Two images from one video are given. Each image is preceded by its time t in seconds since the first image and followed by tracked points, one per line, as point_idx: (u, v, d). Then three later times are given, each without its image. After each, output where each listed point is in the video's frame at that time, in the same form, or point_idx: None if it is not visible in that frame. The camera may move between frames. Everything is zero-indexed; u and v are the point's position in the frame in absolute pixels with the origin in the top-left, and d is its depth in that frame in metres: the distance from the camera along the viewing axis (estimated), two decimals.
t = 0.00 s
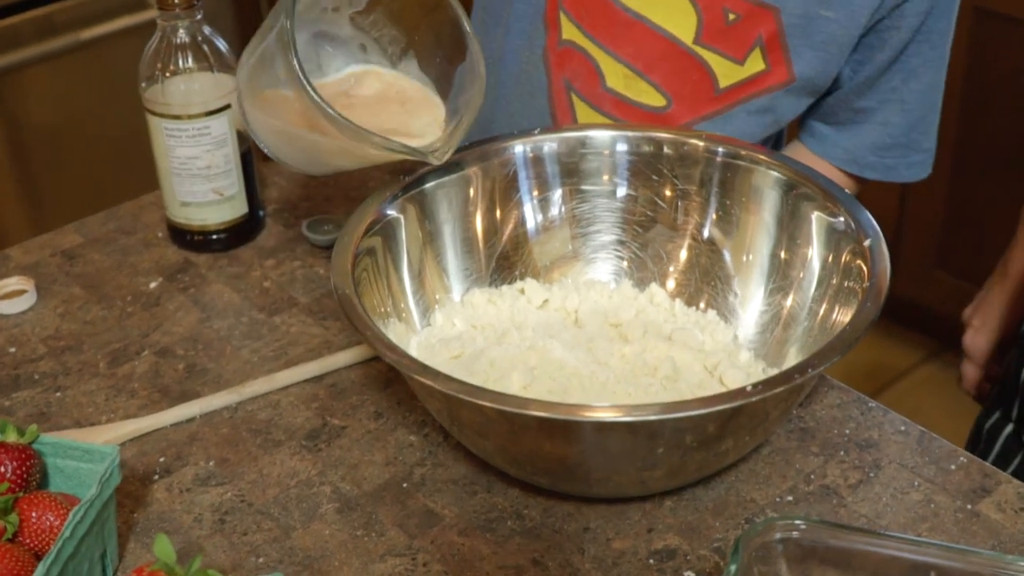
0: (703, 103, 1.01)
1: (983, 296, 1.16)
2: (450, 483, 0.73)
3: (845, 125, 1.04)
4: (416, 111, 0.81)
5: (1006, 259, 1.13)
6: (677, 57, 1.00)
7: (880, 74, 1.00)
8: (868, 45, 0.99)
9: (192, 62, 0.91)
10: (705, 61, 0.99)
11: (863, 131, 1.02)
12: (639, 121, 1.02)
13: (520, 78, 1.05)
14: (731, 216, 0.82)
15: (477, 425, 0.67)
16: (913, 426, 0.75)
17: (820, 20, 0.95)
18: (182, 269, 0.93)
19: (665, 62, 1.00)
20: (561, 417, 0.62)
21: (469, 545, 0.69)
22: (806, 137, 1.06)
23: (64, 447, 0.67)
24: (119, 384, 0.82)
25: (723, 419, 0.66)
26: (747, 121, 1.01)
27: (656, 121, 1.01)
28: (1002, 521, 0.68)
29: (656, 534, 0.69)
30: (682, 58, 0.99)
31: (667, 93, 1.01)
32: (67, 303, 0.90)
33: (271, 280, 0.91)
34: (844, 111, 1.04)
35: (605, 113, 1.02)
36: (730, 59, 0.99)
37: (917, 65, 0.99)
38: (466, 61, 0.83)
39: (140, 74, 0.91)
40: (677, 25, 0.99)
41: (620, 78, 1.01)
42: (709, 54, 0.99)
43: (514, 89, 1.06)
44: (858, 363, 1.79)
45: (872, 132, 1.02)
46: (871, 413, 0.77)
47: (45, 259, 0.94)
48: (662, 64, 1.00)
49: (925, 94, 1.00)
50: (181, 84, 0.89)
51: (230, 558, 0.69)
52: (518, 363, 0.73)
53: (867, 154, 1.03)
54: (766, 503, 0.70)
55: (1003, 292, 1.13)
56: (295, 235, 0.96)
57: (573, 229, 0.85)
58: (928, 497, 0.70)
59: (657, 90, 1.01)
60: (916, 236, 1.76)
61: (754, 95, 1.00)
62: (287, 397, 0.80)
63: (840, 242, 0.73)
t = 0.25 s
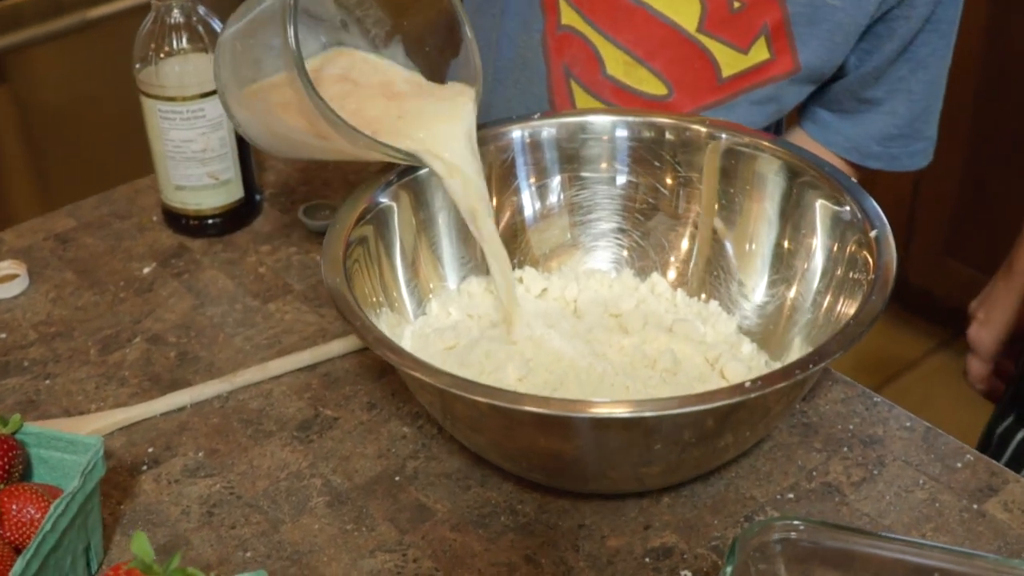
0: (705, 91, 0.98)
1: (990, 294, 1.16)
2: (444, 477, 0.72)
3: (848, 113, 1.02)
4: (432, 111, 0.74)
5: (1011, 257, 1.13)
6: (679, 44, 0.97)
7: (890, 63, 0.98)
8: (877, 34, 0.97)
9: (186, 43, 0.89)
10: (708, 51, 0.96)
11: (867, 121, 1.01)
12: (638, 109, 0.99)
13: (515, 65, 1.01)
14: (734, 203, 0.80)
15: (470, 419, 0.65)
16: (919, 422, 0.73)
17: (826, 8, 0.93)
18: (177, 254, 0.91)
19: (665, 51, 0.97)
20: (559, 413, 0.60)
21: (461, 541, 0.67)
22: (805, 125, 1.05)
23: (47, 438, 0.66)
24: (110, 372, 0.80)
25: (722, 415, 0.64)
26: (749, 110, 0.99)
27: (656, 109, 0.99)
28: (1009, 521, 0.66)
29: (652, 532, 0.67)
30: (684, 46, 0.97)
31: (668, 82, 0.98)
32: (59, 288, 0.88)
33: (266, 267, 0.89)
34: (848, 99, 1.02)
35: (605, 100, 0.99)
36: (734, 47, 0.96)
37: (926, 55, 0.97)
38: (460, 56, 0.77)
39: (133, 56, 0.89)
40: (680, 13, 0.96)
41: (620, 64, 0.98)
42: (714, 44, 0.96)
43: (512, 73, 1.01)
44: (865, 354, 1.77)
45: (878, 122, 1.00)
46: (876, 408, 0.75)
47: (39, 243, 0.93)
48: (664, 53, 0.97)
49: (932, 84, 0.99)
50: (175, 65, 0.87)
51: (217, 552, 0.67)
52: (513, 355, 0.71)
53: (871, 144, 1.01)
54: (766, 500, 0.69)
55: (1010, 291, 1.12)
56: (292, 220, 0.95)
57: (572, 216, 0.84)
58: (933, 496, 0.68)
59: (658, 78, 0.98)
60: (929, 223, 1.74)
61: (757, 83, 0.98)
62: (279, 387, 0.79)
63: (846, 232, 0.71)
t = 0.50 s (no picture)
0: (706, 74, 0.96)
1: (990, 287, 1.10)
2: (435, 472, 0.70)
3: (845, 99, 1.01)
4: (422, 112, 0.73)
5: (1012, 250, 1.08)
6: (678, 26, 0.94)
7: (891, 53, 0.97)
8: (878, 20, 0.95)
9: (180, 26, 0.87)
10: (707, 34, 0.94)
11: (867, 110, 1.00)
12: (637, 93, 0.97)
13: (511, 50, 0.98)
14: (733, 195, 0.78)
15: (460, 414, 0.64)
16: (921, 420, 0.72)
17: None
18: (170, 241, 0.90)
19: (665, 33, 0.94)
20: (552, 411, 0.58)
21: (451, 538, 0.66)
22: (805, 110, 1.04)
23: (30, 429, 0.64)
24: (99, 361, 0.79)
25: (718, 411, 0.62)
26: (749, 93, 0.97)
27: (656, 93, 0.97)
28: (1013, 523, 0.65)
29: (646, 530, 0.66)
30: (684, 28, 0.94)
31: (667, 64, 0.95)
32: (50, 275, 0.87)
33: (260, 254, 0.88)
34: (847, 88, 1.00)
35: (603, 84, 0.96)
36: (735, 30, 0.94)
37: (927, 43, 0.96)
38: (453, 47, 0.74)
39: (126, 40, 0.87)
40: None
41: (619, 46, 0.95)
42: (714, 26, 0.94)
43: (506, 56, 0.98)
44: (865, 350, 1.74)
45: (878, 111, 1.00)
46: (878, 405, 0.73)
47: (31, 228, 0.92)
48: (664, 35, 0.94)
49: (932, 72, 0.99)
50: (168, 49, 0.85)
51: (203, 547, 0.66)
52: (506, 348, 0.70)
53: (870, 133, 1.00)
54: (764, 499, 0.67)
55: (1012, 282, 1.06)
56: (288, 207, 0.93)
57: (568, 206, 0.82)
58: (934, 497, 0.67)
59: (657, 61, 0.95)
60: (939, 213, 1.72)
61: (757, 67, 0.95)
62: (270, 377, 0.77)
63: (848, 224, 0.69)
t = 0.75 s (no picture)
0: (708, 68, 0.95)
1: (985, 264, 0.95)
2: (427, 470, 0.69)
3: (837, 93, 1.00)
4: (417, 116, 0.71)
5: (1009, 224, 0.92)
6: (682, 20, 0.92)
7: (887, 51, 0.95)
8: (877, 17, 0.93)
9: (176, 14, 0.86)
10: (710, 28, 0.92)
11: (860, 105, 0.99)
12: (637, 86, 0.95)
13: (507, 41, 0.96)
14: (732, 190, 0.77)
15: (451, 413, 0.63)
16: (922, 421, 0.71)
17: None
18: (165, 232, 0.89)
19: (668, 26, 0.92)
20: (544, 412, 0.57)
21: (442, 538, 0.65)
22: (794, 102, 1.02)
23: (15, 425, 0.63)
24: (91, 353, 0.78)
25: (714, 412, 0.61)
26: (749, 85, 0.96)
27: (657, 86, 0.95)
28: (1014, 528, 0.63)
29: (640, 532, 0.65)
30: (687, 23, 0.92)
31: (668, 57, 0.94)
32: (44, 265, 0.86)
33: (256, 246, 0.87)
34: (841, 82, 0.99)
35: (603, 76, 0.95)
36: (738, 24, 0.92)
37: (925, 41, 0.95)
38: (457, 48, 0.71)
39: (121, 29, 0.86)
40: None
41: (620, 39, 0.93)
42: (716, 20, 0.92)
43: (504, 48, 0.96)
44: (864, 351, 1.71)
45: (872, 106, 0.98)
46: (878, 406, 0.72)
47: (25, 217, 0.91)
48: (666, 29, 0.92)
49: (928, 70, 0.98)
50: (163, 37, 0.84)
51: (190, 544, 0.65)
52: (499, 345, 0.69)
53: (861, 128, 0.99)
54: (760, 501, 0.66)
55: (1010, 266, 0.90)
56: (285, 198, 0.92)
57: (565, 202, 0.81)
58: (934, 501, 0.65)
59: (659, 54, 0.94)
60: (949, 207, 1.70)
61: (759, 61, 0.94)
62: (262, 372, 0.77)
63: (850, 221, 0.68)
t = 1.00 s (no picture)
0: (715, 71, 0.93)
1: (996, 260, 0.93)
2: (422, 471, 0.68)
3: (838, 102, 0.98)
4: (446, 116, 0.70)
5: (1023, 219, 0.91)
6: (694, 22, 0.90)
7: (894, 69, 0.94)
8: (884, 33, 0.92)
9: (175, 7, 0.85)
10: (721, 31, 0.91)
11: (861, 117, 0.97)
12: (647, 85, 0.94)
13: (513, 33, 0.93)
14: (732, 188, 0.77)
15: (445, 415, 0.62)
16: (925, 426, 0.70)
17: None
18: (164, 227, 0.88)
19: (678, 29, 0.91)
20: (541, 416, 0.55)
21: (435, 540, 0.64)
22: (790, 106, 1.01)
23: (4, 421, 0.62)
24: (86, 349, 0.77)
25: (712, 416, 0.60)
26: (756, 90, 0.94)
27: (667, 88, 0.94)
28: (1017, 536, 0.62)
29: (636, 537, 0.64)
30: (700, 26, 0.90)
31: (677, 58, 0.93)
32: (41, 259, 0.85)
33: (255, 242, 0.87)
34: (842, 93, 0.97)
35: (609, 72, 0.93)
36: (751, 29, 0.90)
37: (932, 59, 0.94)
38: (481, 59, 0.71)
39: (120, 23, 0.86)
40: None
41: (631, 39, 0.91)
42: (729, 24, 0.90)
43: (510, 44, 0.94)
44: (868, 354, 1.69)
45: (873, 121, 0.97)
46: (879, 410, 0.71)
47: (24, 211, 0.90)
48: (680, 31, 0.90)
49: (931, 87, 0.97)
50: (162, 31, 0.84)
51: (181, 544, 0.64)
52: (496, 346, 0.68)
53: (859, 139, 0.98)
54: (759, 506, 0.65)
55: None
56: (286, 194, 0.92)
57: (564, 199, 0.81)
58: (935, 507, 0.64)
59: (669, 56, 0.92)
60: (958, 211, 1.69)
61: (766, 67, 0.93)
62: (258, 370, 0.76)
63: (852, 221, 0.67)
